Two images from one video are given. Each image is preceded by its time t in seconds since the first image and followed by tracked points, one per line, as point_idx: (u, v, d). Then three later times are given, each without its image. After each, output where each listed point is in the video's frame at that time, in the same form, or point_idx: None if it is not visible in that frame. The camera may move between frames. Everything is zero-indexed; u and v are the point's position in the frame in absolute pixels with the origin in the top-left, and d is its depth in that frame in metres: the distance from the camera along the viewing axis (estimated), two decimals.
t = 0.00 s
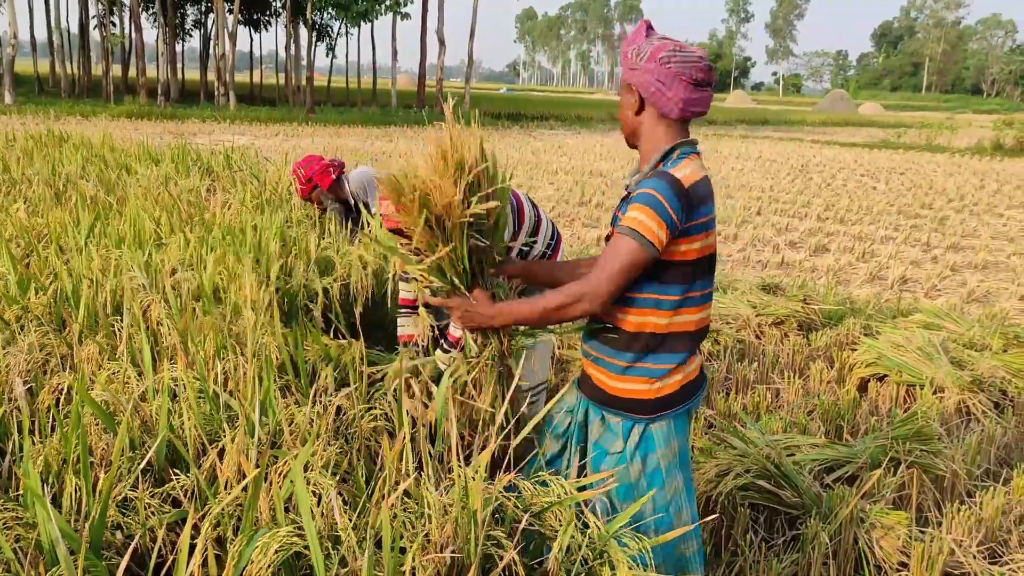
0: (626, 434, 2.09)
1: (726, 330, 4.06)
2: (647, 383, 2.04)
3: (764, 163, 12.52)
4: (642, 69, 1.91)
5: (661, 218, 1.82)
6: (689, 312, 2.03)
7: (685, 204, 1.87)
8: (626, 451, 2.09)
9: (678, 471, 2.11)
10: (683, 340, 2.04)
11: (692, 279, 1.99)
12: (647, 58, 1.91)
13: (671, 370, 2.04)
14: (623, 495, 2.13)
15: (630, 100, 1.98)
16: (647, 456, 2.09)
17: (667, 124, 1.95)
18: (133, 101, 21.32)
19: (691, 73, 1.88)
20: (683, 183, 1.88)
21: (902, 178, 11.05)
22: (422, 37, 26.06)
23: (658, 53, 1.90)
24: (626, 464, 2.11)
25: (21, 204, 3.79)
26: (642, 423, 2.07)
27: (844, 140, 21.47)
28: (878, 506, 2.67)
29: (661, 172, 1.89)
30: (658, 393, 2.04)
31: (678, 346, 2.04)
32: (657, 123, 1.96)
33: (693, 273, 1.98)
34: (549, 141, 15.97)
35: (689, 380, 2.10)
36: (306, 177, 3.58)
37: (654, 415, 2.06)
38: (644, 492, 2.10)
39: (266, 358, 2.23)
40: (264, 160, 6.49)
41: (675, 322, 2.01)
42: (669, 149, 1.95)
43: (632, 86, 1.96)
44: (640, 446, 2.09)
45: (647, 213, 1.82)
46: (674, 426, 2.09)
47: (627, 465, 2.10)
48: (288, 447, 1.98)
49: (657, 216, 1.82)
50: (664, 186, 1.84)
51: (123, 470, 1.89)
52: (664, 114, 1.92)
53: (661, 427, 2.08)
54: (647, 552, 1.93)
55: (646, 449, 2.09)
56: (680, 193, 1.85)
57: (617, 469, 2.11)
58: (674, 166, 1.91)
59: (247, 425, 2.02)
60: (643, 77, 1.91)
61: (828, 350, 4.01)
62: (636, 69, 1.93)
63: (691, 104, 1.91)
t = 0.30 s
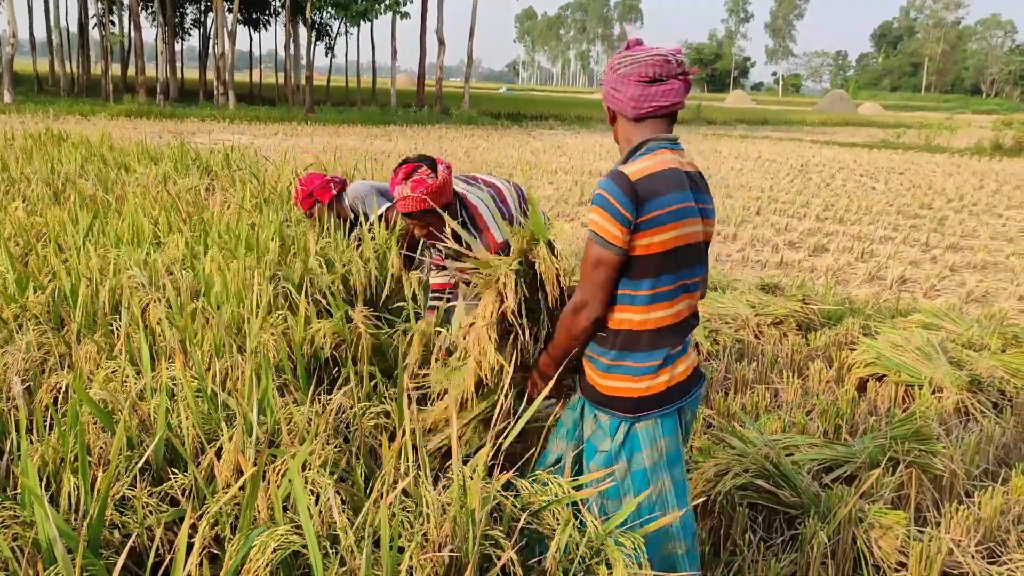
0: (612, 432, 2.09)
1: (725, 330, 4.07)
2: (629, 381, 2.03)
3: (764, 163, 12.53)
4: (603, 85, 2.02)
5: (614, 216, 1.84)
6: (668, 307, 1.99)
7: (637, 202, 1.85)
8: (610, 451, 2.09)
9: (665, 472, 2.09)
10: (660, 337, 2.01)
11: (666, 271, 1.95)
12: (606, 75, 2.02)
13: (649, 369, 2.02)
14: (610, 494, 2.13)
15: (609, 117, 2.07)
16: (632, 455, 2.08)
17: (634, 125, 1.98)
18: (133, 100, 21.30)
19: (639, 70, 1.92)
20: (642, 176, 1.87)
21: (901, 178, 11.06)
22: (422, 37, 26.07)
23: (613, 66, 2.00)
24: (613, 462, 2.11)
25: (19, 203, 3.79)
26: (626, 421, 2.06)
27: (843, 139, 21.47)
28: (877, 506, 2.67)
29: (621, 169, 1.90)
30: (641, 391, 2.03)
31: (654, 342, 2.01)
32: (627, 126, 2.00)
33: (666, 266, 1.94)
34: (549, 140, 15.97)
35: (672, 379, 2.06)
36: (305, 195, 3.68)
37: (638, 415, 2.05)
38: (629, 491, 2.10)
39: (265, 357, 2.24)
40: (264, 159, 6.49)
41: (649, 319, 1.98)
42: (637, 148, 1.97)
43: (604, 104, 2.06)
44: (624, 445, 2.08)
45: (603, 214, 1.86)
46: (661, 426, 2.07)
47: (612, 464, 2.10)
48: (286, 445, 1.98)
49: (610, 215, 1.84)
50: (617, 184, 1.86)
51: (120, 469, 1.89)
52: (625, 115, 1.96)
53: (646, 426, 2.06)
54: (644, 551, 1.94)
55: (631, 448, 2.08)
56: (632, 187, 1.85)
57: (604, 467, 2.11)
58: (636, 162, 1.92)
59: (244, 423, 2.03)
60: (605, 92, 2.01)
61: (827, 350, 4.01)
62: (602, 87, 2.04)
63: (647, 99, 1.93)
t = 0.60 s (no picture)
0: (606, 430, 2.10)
1: (725, 329, 4.07)
2: (619, 379, 2.05)
3: (764, 163, 12.53)
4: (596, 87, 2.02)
5: (605, 213, 1.84)
6: (658, 306, 1.99)
7: (628, 199, 1.85)
8: (603, 449, 2.11)
9: (658, 469, 2.10)
10: (649, 334, 2.02)
11: (656, 268, 1.95)
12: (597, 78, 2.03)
13: (638, 366, 2.03)
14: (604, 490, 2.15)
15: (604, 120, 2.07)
16: (626, 453, 2.10)
17: (625, 124, 1.97)
18: (132, 98, 21.28)
19: (630, 71, 1.93)
20: (632, 174, 1.87)
21: (901, 178, 11.06)
22: (422, 36, 26.06)
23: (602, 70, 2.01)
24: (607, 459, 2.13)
25: (19, 201, 3.78)
26: (620, 419, 2.07)
27: (843, 139, 21.49)
28: (877, 504, 2.66)
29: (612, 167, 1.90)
30: (632, 389, 2.04)
31: (643, 339, 2.02)
32: (619, 127, 2.00)
33: (657, 263, 1.94)
34: (549, 139, 15.97)
35: (665, 377, 2.06)
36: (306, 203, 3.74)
37: (630, 413, 2.06)
38: (621, 488, 2.12)
39: (265, 356, 2.24)
40: (265, 158, 6.48)
41: (638, 316, 1.99)
42: (629, 147, 1.96)
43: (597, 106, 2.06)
44: (617, 443, 2.09)
45: (594, 211, 1.85)
46: (654, 424, 2.07)
47: (606, 460, 2.12)
48: (286, 443, 1.98)
49: (601, 212, 1.84)
50: (607, 181, 1.86)
51: (121, 468, 1.89)
52: (617, 114, 1.96)
53: (639, 424, 2.07)
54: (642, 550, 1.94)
55: (624, 446, 2.09)
56: (622, 185, 1.85)
57: (598, 464, 2.13)
58: (628, 161, 1.92)
59: (245, 422, 2.02)
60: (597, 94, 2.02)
61: (827, 350, 4.01)
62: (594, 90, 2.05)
63: (639, 97, 1.92)
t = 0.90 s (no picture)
0: (608, 427, 2.13)
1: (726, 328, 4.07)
2: (623, 378, 2.06)
3: (764, 161, 12.54)
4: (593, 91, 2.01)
5: (620, 213, 1.83)
6: (669, 305, 1.99)
7: (642, 197, 1.85)
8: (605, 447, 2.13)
9: (658, 468, 2.11)
10: (659, 333, 2.01)
11: (667, 267, 1.94)
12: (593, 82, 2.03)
13: (643, 365, 2.04)
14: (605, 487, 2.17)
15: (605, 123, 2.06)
16: (627, 451, 2.11)
17: (627, 125, 1.97)
18: (132, 96, 21.27)
19: (630, 72, 1.92)
20: (642, 174, 1.87)
21: (902, 176, 11.06)
22: (422, 34, 26.04)
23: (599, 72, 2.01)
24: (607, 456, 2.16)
25: (20, 199, 3.78)
26: (622, 418, 2.09)
27: (844, 137, 21.49)
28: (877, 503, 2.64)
29: (620, 168, 1.90)
30: (637, 388, 2.05)
31: (652, 338, 2.01)
32: (620, 128, 1.99)
33: (668, 262, 1.94)
34: (550, 137, 15.97)
35: (668, 377, 2.06)
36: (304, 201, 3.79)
37: (632, 412, 2.07)
38: (623, 485, 2.14)
39: (265, 354, 2.24)
40: (265, 156, 6.48)
41: (646, 316, 1.99)
42: (634, 147, 1.96)
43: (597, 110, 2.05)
44: (619, 441, 2.11)
45: (608, 211, 1.84)
46: (655, 423, 2.08)
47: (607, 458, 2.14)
48: (287, 442, 1.97)
49: (615, 211, 1.83)
50: (618, 181, 1.85)
51: (122, 465, 1.89)
52: (620, 114, 1.95)
53: (642, 424, 2.08)
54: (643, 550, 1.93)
55: (625, 444, 2.11)
56: (635, 185, 1.85)
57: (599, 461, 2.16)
58: (634, 162, 1.91)
59: (246, 420, 2.03)
60: (594, 97, 2.01)
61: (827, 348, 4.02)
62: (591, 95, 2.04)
63: (641, 98, 1.92)
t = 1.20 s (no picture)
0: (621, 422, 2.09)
1: (726, 325, 4.07)
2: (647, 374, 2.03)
3: (765, 158, 12.53)
4: (620, 80, 1.83)
5: (677, 222, 1.74)
6: (701, 300, 1.98)
7: (692, 201, 1.79)
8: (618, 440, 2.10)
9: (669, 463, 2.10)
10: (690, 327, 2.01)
11: (703, 265, 1.92)
12: (611, 70, 1.84)
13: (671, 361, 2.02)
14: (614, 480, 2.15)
15: (611, 116, 1.89)
16: (641, 445, 2.09)
17: (651, 118, 1.89)
18: (133, 92, 21.25)
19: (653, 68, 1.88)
20: (686, 177, 1.80)
21: (903, 174, 11.05)
22: (423, 32, 26.02)
23: (621, 62, 1.84)
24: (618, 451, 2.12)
25: (20, 194, 3.78)
26: (638, 412, 2.07)
27: (844, 135, 21.47)
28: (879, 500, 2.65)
29: (659, 172, 1.79)
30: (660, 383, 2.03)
31: (685, 334, 2.01)
32: (641, 121, 1.88)
33: (705, 260, 1.91)
34: (550, 134, 15.97)
35: (688, 370, 2.07)
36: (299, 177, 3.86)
37: (651, 406, 2.05)
38: (634, 479, 2.12)
39: (265, 349, 2.24)
40: (266, 153, 6.48)
41: (680, 314, 1.97)
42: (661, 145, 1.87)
43: (609, 101, 1.86)
44: (634, 434, 2.08)
45: (663, 219, 1.74)
46: (670, 417, 2.08)
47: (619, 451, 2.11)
48: (288, 437, 1.97)
49: (673, 220, 1.74)
50: (667, 187, 1.76)
51: (123, 460, 1.89)
52: (654, 108, 1.86)
53: (659, 418, 2.07)
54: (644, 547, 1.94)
55: (640, 438, 2.09)
56: (685, 189, 1.77)
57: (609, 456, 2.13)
58: (669, 163, 1.82)
59: (247, 415, 2.03)
60: (622, 87, 1.83)
61: (828, 346, 4.02)
62: (609, 84, 1.84)
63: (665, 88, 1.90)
